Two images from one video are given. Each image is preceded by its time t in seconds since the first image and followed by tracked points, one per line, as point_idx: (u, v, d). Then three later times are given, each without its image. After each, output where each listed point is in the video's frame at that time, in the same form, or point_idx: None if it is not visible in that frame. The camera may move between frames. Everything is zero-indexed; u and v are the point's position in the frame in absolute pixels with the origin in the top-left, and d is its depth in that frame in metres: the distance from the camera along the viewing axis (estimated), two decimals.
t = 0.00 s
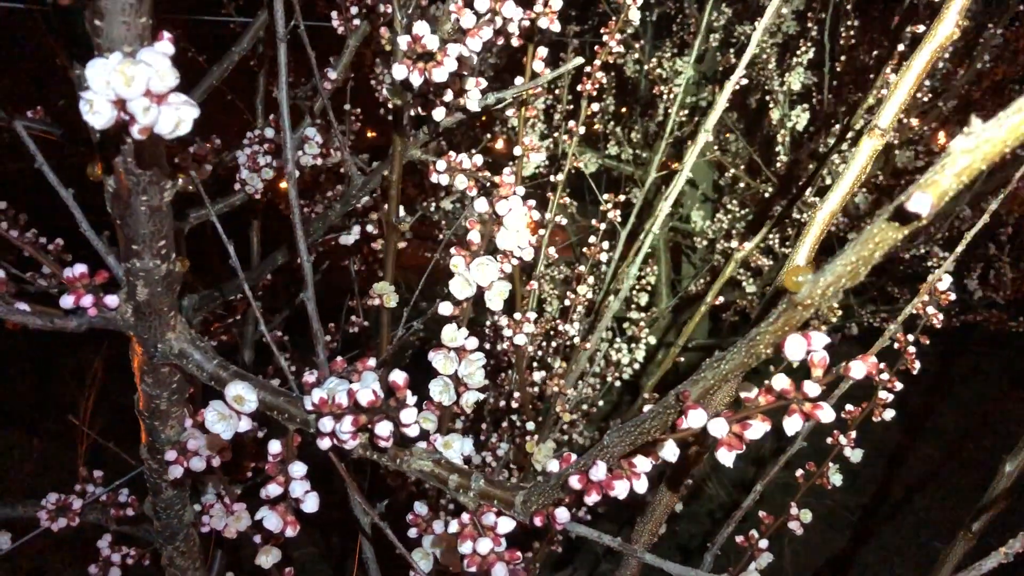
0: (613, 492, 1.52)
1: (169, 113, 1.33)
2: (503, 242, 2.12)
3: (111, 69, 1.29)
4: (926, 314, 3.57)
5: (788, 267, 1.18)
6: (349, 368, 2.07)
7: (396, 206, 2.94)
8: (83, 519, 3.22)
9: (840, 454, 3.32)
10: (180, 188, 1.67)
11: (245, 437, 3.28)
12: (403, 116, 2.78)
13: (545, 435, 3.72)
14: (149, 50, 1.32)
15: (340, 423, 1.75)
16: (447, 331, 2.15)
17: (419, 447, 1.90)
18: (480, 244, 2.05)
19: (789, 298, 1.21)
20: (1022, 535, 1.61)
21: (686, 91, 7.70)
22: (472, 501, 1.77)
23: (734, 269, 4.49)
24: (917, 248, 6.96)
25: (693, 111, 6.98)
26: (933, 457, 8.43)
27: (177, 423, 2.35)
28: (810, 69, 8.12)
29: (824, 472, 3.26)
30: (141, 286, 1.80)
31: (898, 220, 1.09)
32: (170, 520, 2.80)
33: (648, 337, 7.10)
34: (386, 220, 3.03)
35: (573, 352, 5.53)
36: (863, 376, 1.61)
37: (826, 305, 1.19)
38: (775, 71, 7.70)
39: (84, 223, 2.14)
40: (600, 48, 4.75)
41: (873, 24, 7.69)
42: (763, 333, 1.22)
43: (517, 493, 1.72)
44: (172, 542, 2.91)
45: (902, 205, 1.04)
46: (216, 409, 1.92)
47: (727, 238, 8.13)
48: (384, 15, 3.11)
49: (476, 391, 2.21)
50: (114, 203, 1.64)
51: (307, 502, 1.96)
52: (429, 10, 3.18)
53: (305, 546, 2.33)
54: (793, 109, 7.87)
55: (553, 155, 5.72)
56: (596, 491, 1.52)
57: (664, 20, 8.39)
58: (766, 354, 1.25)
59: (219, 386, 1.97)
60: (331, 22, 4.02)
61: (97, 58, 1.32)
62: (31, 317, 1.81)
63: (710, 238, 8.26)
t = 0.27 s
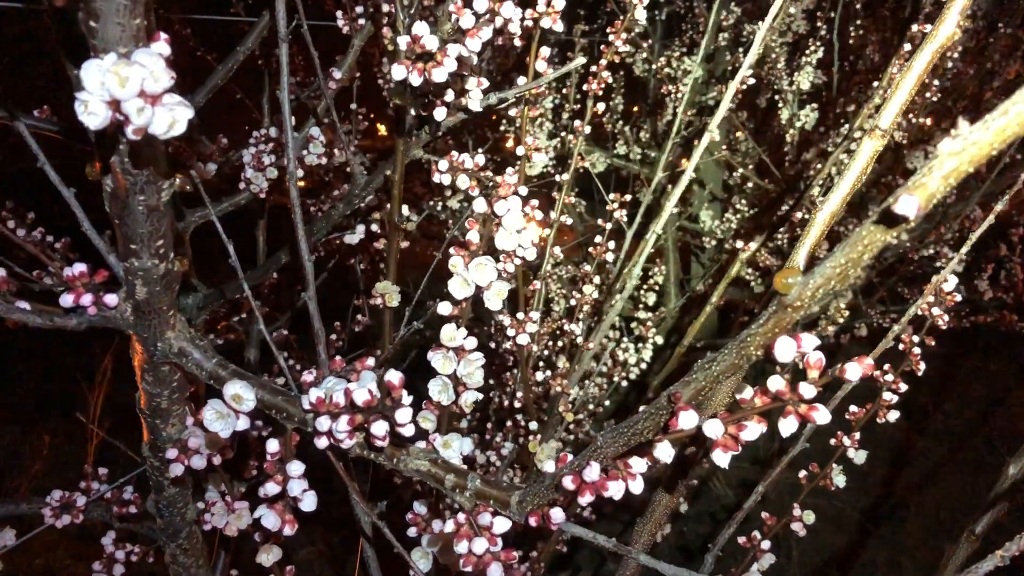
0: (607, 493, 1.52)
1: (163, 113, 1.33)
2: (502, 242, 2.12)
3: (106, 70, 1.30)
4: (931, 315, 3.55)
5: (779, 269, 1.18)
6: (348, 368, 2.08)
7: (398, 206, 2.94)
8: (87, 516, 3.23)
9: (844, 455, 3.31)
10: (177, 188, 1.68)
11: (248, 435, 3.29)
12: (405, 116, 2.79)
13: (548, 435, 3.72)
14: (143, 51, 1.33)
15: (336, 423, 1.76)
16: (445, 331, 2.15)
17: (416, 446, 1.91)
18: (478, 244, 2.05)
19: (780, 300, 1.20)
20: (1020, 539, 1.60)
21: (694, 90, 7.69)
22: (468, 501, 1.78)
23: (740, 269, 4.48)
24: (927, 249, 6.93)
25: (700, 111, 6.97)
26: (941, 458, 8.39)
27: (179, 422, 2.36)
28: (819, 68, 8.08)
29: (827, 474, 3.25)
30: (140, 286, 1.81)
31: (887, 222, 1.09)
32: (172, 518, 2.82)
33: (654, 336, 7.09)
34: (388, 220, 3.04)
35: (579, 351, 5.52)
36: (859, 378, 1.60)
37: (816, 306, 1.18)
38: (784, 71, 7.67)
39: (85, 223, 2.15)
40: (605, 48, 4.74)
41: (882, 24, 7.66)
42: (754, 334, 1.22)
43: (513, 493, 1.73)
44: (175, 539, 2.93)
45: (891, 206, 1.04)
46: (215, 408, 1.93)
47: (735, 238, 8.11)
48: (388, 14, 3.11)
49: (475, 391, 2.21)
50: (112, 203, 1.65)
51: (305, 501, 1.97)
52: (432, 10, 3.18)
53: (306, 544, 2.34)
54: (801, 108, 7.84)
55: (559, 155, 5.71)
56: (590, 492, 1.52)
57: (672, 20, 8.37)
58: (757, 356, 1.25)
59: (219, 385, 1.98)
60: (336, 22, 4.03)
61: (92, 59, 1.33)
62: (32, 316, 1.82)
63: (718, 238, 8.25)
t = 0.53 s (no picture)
0: (619, 495, 1.51)
1: (173, 113, 1.33)
2: (511, 241, 2.10)
3: (116, 69, 1.29)
4: (942, 316, 3.53)
5: (794, 270, 1.17)
6: (357, 368, 2.07)
7: (407, 206, 2.94)
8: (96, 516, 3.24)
9: (854, 457, 3.30)
10: (187, 187, 1.68)
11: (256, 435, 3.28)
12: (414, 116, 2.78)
13: (556, 434, 3.71)
14: (154, 51, 1.32)
15: (347, 423, 1.75)
16: (455, 331, 2.14)
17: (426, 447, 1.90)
18: (488, 244, 2.04)
19: (795, 301, 1.19)
20: None
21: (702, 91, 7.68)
22: (478, 502, 1.77)
23: (749, 269, 4.46)
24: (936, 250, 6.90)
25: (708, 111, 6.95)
26: (950, 460, 8.35)
27: (188, 421, 2.36)
28: (827, 68, 8.05)
29: (837, 475, 3.23)
30: (150, 286, 1.81)
31: (904, 224, 1.07)
32: (181, 517, 2.82)
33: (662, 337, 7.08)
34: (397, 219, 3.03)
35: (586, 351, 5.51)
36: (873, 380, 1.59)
37: (832, 308, 1.17)
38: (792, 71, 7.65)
39: (95, 222, 2.15)
40: (614, 48, 4.73)
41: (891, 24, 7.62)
42: (769, 336, 1.21)
43: (523, 494, 1.72)
44: (183, 538, 2.93)
45: (909, 207, 1.03)
46: (224, 408, 1.92)
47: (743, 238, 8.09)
48: (397, 14, 3.11)
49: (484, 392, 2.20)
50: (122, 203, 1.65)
51: (314, 501, 1.97)
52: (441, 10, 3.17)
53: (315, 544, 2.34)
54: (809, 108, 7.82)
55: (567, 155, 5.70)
56: (602, 494, 1.51)
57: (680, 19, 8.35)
58: (772, 358, 1.24)
59: (228, 385, 1.98)
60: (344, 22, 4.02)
61: (103, 58, 1.32)
62: (41, 315, 1.82)
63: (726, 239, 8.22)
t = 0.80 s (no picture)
0: (654, 496, 1.49)
1: (207, 107, 1.30)
2: (536, 241, 2.07)
3: (149, 63, 1.27)
4: (959, 317, 3.51)
5: (843, 268, 1.15)
6: (381, 367, 2.05)
7: (424, 204, 2.92)
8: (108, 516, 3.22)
9: (871, 458, 3.27)
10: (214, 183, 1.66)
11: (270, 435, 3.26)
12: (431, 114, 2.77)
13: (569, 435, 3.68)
14: (187, 44, 1.30)
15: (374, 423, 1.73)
16: (478, 330, 2.13)
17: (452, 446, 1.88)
18: (513, 242, 2.02)
19: (844, 299, 1.17)
20: None
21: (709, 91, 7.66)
22: (506, 503, 1.75)
23: (761, 269, 4.44)
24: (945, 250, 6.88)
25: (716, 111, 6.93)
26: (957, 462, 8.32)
27: (206, 420, 2.34)
28: (834, 68, 8.03)
29: (854, 477, 3.21)
30: (174, 283, 1.79)
31: (960, 220, 1.06)
32: (195, 517, 2.80)
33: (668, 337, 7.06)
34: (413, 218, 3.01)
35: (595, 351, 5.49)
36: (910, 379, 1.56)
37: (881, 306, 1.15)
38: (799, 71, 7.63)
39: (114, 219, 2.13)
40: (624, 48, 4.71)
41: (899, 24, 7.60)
42: (816, 335, 1.19)
43: (553, 495, 1.70)
44: (197, 539, 2.91)
45: (968, 203, 1.02)
46: (248, 408, 1.90)
47: (749, 238, 8.07)
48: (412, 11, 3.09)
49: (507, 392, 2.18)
50: (148, 199, 1.63)
51: (338, 502, 1.95)
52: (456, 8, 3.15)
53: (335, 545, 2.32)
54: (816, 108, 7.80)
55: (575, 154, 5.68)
56: (637, 495, 1.49)
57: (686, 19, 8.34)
58: (818, 357, 1.22)
59: (251, 384, 1.96)
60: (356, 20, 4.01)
61: (135, 51, 1.30)
62: (64, 312, 1.80)
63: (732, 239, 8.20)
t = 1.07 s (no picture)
0: (693, 494, 1.48)
1: (245, 98, 1.28)
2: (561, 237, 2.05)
3: (187, 53, 1.25)
4: (970, 315, 3.50)
5: (898, 261, 1.13)
6: (403, 364, 2.03)
7: (437, 201, 2.89)
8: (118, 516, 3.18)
9: (884, 455, 3.26)
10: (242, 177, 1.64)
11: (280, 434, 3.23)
12: (445, 111, 2.75)
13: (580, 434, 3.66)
14: (225, 33, 1.27)
15: (403, 420, 1.71)
16: (501, 326, 2.12)
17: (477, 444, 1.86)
18: (537, 238, 2.00)
19: (899, 293, 1.16)
20: None
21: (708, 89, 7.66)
22: (536, 501, 1.73)
23: (767, 268, 4.41)
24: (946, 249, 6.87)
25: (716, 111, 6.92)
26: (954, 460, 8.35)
27: (222, 419, 2.31)
28: (834, 67, 8.03)
29: (868, 474, 3.20)
30: (198, 279, 1.76)
31: None
32: (207, 517, 2.77)
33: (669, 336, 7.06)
34: (425, 215, 2.98)
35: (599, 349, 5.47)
36: (949, 377, 1.54)
37: (938, 301, 1.14)
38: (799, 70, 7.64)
39: (132, 215, 2.10)
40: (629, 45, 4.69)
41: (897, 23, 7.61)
42: (869, 328, 1.18)
43: (584, 493, 1.69)
44: (208, 539, 2.88)
45: None
46: (271, 405, 1.88)
47: (748, 237, 8.07)
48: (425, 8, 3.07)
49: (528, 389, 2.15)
50: (176, 193, 1.61)
51: (362, 501, 1.92)
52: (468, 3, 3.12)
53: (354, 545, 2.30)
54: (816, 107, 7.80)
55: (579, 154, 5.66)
56: (675, 493, 1.48)
57: (686, 18, 8.34)
58: (869, 352, 1.21)
59: (273, 382, 1.94)
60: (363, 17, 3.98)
61: (171, 40, 1.28)
62: (86, 308, 1.77)
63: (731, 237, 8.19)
